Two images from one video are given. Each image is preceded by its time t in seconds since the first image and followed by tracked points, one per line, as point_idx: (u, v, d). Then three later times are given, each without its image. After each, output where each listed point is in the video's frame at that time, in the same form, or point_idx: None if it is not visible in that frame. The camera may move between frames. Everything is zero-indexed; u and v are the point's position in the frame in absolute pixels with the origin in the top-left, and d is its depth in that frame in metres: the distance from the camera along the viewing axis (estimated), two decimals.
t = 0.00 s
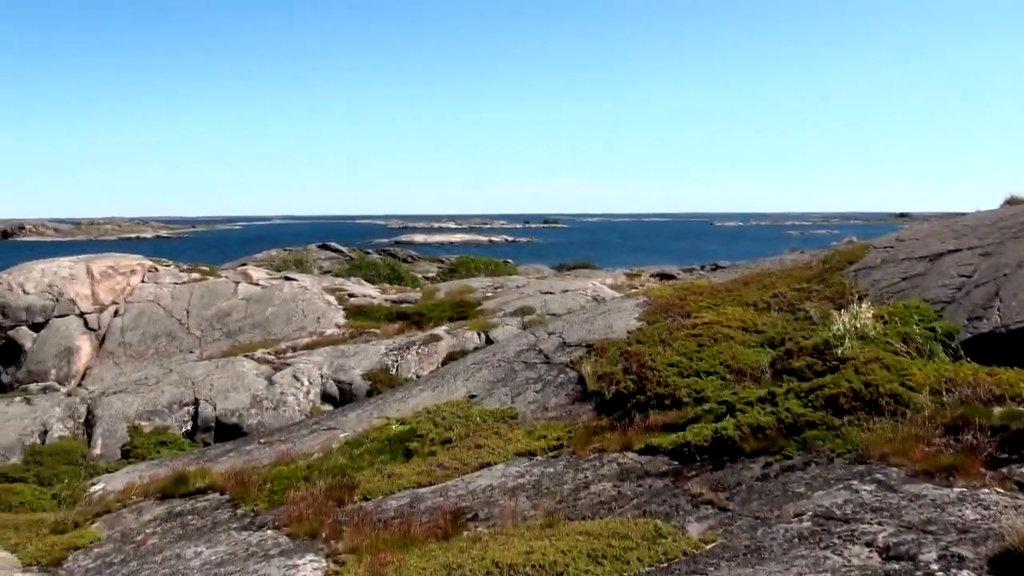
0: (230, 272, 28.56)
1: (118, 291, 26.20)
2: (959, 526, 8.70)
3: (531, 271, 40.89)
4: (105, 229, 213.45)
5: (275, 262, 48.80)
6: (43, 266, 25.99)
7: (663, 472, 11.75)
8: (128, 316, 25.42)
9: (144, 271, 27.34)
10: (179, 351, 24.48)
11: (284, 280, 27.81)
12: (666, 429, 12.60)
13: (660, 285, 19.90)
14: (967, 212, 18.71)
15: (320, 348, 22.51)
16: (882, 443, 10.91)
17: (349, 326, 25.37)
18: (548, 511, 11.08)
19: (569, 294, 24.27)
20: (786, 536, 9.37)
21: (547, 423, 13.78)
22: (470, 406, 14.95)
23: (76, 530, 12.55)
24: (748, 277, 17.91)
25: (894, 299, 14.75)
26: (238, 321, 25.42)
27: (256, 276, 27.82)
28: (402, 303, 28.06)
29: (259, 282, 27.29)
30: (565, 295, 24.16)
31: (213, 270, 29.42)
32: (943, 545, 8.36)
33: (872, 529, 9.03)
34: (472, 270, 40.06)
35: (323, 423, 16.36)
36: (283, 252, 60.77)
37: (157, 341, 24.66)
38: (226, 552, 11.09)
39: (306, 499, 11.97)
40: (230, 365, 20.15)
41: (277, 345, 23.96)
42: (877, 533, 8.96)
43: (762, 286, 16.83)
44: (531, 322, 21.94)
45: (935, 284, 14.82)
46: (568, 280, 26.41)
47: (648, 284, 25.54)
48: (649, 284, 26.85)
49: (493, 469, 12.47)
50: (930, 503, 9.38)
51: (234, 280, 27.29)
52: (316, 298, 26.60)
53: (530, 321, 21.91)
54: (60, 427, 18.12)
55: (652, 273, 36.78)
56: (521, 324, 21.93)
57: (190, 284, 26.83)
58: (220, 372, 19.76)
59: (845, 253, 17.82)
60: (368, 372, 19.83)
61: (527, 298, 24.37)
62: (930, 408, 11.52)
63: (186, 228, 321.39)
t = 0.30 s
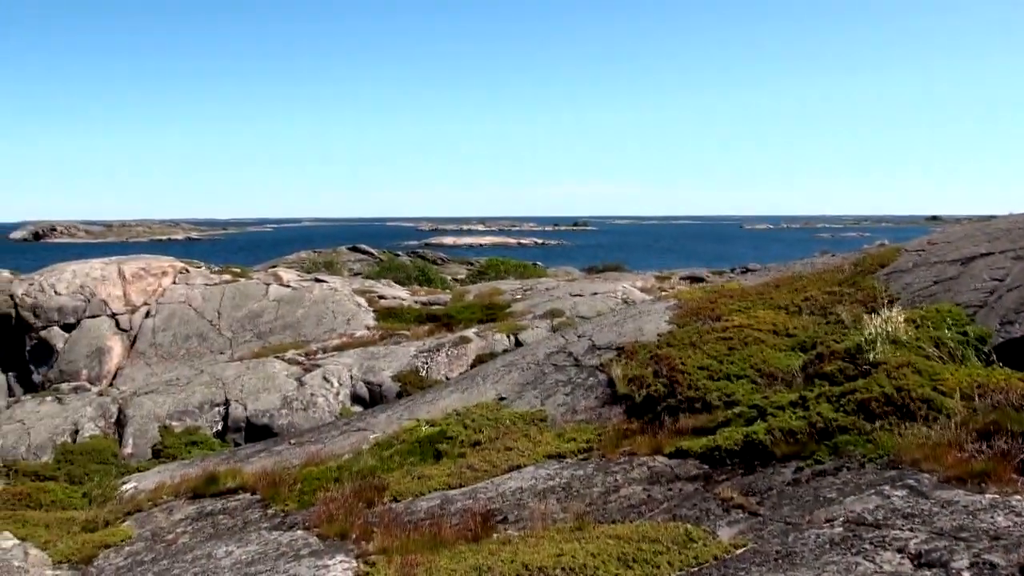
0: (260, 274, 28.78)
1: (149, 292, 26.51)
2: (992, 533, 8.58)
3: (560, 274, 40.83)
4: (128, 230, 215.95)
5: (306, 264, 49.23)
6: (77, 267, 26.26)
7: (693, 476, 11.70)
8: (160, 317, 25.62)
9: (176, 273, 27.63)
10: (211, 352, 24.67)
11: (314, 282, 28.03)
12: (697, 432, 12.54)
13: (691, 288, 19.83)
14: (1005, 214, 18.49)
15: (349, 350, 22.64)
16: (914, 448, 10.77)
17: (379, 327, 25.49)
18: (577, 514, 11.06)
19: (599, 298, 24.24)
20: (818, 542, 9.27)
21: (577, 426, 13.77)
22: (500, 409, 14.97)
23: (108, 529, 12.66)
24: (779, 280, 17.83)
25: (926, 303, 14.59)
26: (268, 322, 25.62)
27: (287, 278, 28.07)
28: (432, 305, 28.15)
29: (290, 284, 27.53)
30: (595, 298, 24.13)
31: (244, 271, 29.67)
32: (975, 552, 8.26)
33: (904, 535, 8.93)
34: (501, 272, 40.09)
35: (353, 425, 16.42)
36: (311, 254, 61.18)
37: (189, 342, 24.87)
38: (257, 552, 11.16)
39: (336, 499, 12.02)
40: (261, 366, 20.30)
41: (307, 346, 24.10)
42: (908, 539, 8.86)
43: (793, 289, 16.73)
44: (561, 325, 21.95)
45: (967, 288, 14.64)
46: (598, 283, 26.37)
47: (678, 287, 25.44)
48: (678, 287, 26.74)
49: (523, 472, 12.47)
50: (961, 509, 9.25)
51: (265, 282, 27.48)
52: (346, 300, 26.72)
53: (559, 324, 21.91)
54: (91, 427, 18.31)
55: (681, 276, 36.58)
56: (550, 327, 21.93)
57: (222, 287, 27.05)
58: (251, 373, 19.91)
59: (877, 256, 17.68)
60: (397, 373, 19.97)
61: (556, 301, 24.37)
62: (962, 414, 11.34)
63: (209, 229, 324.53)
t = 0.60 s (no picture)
0: (292, 275, 29.04)
1: (180, 293, 26.88)
2: None
3: (589, 275, 40.78)
4: (152, 230, 218.26)
5: (336, 265, 49.63)
6: (109, 268, 26.79)
7: (723, 479, 11.64)
8: (191, 317, 25.85)
9: (207, 274, 28.06)
10: (242, 352, 24.88)
11: (344, 283, 28.21)
12: (728, 435, 12.47)
13: (721, 290, 19.75)
14: None
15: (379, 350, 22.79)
16: (946, 453, 10.62)
17: (410, 328, 25.61)
18: (608, 516, 11.03)
19: (629, 300, 24.19)
20: (849, 546, 9.17)
21: (607, 428, 13.74)
22: (529, 410, 14.99)
23: (138, 527, 12.76)
24: (810, 283, 17.71)
25: (959, 306, 14.40)
26: (298, 323, 25.81)
27: (316, 279, 28.31)
28: (462, 307, 28.23)
29: (319, 285, 27.79)
30: (625, 300, 24.09)
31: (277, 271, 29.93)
32: (1009, 558, 8.11)
33: (936, 541, 8.81)
34: (530, 274, 40.16)
35: (383, 425, 16.48)
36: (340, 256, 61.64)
37: (220, 342, 25.09)
38: (288, 550, 11.23)
39: (366, 499, 12.08)
40: (291, 366, 20.46)
41: (337, 347, 24.25)
42: (940, 545, 8.74)
43: (824, 292, 16.60)
44: (591, 327, 21.93)
45: (1000, 291, 14.43)
46: (628, 285, 26.30)
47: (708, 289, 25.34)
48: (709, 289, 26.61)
49: (553, 473, 12.46)
50: (994, 515, 9.11)
51: (294, 284, 27.74)
52: (376, 301, 26.81)
53: (589, 325, 21.91)
54: (123, 426, 18.51)
55: (711, 278, 36.40)
56: (580, 329, 21.92)
57: (252, 287, 27.34)
58: (281, 373, 20.08)
59: (909, 259, 17.52)
60: (427, 374, 20.09)
61: (585, 302, 24.33)
62: (995, 418, 11.11)
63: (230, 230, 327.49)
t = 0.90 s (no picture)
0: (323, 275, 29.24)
1: (212, 292, 27.12)
2: None
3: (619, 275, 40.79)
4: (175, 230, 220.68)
5: (368, 265, 49.97)
6: (141, 268, 26.97)
7: (755, 481, 11.57)
8: (223, 316, 26.13)
9: (239, 274, 28.25)
10: (274, 351, 25.08)
11: (375, 283, 28.34)
12: (760, 438, 12.39)
13: (752, 291, 19.69)
14: None
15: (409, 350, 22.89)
16: (979, 457, 10.47)
17: (440, 328, 25.69)
18: (638, 518, 10.99)
19: (659, 300, 24.17)
20: (882, 550, 9.06)
21: (637, 429, 13.69)
22: (560, 411, 14.99)
23: (169, 524, 12.85)
24: (842, 284, 17.60)
25: (993, 308, 14.20)
26: (329, 322, 25.98)
27: (347, 279, 28.47)
28: (492, 307, 28.27)
29: (350, 285, 27.96)
30: (655, 301, 24.06)
31: (308, 271, 30.13)
32: None
33: (970, 547, 8.70)
34: (560, 275, 40.30)
35: (413, 425, 16.54)
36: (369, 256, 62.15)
37: (251, 341, 25.32)
38: (318, 549, 11.27)
39: (396, 498, 12.10)
40: (322, 366, 20.59)
41: (367, 347, 24.39)
42: (975, 550, 8.64)
43: (856, 293, 16.47)
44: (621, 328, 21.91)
45: None
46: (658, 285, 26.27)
47: (740, 291, 25.24)
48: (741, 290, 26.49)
49: (583, 474, 12.44)
50: None
51: (325, 284, 27.95)
52: (406, 302, 26.94)
53: (620, 325, 21.86)
54: (155, 423, 18.68)
55: (742, 278, 36.25)
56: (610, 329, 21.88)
57: (284, 287, 27.59)
58: (312, 373, 20.19)
59: (941, 260, 17.34)
60: (457, 374, 20.18)
61: (616, 303, 24.33)
62: None
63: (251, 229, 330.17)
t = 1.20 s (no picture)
0: (352, 275, 29.31)
1: (242, 291, 27.08)
2: None
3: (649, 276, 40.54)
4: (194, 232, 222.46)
5: (397, 264, 50.15)
6: (171, 268, 27.11)
7: (787, 483, 11.48)
8: (253, 315, 26.23)
9: (270, 273, 28.08)
10: (304, 350, 25.20)
11: (405, 283, 28.37)
12: (791, 439, 12.31)
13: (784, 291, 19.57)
14: None
15: (439, 350, 22.92)
16: (1012, 460, 10.25)
17: (470, 328, 25.71)
18: (669, 519, 10.92)
19: (690, 300, 24.06)
20: (914, 554, 8.95)
21: (668, 430, 13.65)
22: (590, 411, 14.96)
23: (200, 521, 12.91)
24: (874, 284, 17.50)
25: None
26: (359, 322, 26.10)
27: (378, 278, 28.49)
28: (521, 307, 28.26)
29: (380, 284, 28.00)
30: (686, 301, 23.94)
31: (337, 271, 30.20)
32: None
33: (1004, 551, 8.56)
34: (590, 274, 40.17)
35: (443, 424, 16.58)
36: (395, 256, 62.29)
37: (282, 340, 25.47)
38: (349, 546, 11.29)
39: (426, 498, 12.09)
40: (352, 365, 20.63)
41: (398, 346, 24.46)
42: (1008, 555, 8.49)
43: (889, 293, 16.33)
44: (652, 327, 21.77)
45: None
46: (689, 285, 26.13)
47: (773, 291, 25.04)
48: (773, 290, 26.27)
49: (613, 474, 12.40)
50: None
51: (355, 283, 27.97)
52: (437, 301, 26.96)
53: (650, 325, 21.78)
54: (186, 421, 18.81)
55: (773, 279, 35.90)
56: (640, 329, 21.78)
57: (315, 286, 27.61)
58: (342, 372, 20.22)
59: (974, 260, 17.14)
60: (486, 374, 20.19)
61: (646, 303, 24.25)
62: None
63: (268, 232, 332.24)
